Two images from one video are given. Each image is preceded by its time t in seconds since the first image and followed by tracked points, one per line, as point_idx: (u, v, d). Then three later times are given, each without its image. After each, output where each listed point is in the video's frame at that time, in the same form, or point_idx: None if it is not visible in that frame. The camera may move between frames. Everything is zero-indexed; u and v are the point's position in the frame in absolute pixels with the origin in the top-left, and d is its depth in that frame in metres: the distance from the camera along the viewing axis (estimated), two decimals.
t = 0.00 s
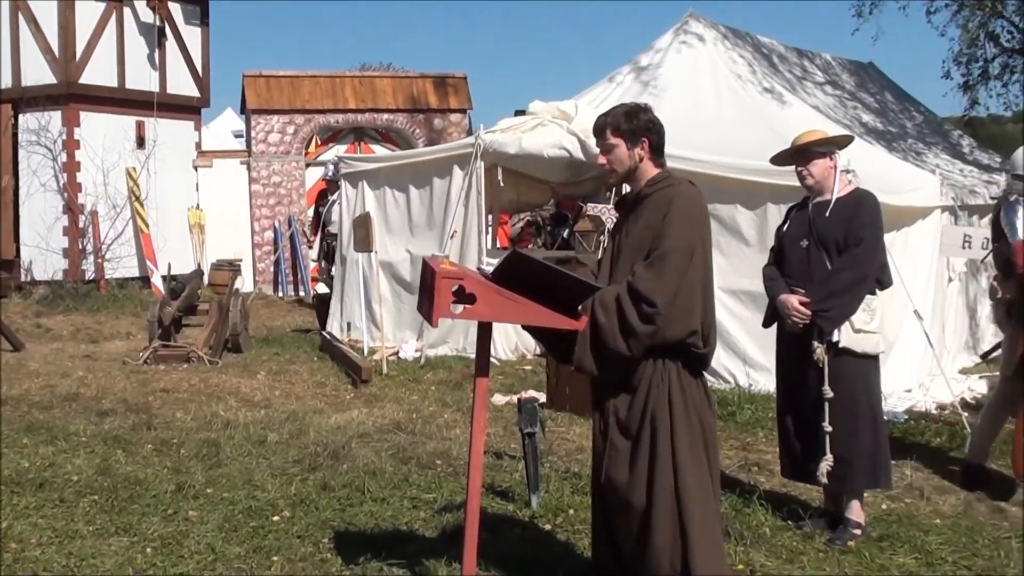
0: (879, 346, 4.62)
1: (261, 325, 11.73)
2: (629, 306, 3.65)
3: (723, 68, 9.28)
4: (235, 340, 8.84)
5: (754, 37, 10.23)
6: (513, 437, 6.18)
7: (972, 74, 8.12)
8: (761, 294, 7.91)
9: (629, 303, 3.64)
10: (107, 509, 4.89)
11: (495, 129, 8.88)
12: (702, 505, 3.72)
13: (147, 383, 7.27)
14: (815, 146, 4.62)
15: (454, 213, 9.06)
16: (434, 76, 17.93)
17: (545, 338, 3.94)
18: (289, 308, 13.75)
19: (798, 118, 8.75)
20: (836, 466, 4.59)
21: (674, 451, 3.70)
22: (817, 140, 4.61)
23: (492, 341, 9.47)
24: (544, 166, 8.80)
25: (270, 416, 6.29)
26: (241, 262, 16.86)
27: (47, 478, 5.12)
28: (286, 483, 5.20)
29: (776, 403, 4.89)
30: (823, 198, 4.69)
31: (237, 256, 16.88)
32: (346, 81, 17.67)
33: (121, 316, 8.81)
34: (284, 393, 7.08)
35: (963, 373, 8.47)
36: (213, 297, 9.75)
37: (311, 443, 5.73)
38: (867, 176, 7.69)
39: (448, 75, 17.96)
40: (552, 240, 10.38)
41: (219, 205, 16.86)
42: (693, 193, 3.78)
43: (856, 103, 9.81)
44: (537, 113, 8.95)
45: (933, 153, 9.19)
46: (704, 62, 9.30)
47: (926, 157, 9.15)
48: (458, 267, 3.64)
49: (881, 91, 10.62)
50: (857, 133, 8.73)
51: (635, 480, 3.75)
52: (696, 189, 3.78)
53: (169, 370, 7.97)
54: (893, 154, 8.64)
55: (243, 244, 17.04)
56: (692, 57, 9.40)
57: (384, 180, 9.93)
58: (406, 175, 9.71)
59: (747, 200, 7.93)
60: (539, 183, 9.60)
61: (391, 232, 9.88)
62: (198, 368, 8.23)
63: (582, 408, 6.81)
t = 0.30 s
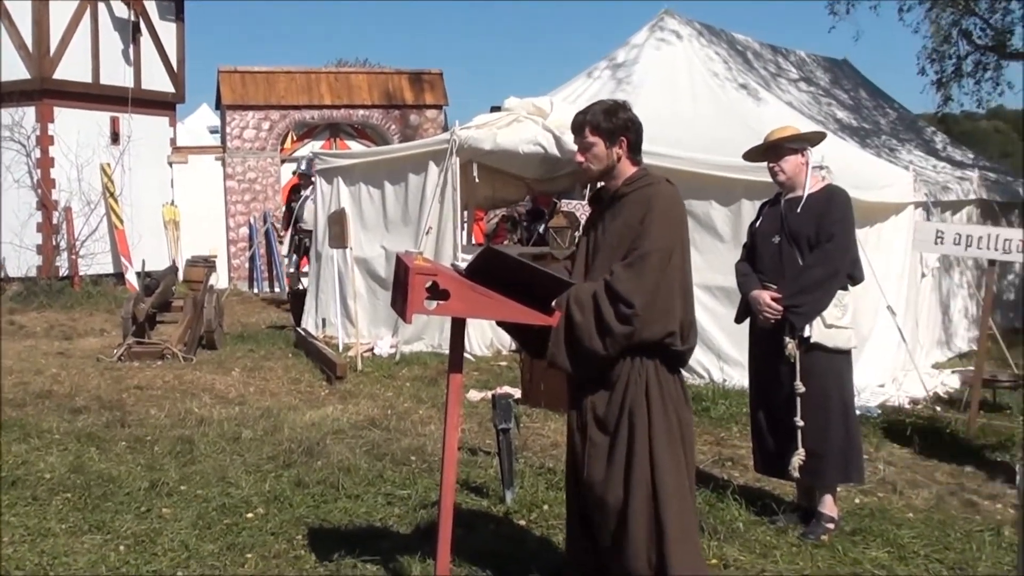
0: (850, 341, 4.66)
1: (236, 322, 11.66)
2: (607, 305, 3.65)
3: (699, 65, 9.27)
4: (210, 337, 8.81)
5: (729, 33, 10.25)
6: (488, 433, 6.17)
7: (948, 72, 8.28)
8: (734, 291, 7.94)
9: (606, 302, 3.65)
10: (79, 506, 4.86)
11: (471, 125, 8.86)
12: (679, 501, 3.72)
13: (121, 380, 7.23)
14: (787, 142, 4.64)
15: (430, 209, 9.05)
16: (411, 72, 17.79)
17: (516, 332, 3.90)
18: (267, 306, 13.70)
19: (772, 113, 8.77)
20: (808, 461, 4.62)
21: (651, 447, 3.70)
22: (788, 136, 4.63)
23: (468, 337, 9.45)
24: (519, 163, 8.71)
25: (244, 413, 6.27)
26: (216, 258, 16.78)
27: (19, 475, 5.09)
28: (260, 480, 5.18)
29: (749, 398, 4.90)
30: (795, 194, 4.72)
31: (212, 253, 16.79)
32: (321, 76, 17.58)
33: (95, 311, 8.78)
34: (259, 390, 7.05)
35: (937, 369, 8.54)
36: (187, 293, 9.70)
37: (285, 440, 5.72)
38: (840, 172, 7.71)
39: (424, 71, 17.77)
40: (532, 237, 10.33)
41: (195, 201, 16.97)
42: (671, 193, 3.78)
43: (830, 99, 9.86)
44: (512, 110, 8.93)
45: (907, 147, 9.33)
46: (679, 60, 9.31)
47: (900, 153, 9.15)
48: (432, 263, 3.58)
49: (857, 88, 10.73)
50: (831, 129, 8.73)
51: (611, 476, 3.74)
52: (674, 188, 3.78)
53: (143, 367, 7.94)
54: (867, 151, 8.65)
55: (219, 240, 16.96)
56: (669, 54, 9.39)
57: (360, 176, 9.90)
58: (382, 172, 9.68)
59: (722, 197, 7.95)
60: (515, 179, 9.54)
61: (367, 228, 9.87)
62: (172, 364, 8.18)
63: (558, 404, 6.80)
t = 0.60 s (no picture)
0: (822, 339, 4.69)
1: (208, 320, 11.60)
2: (580, 301, 3.65)
3: (673, 64, 9.27)
4: (182, 335, 8.78)
5: (703, 33, 10.27)
6: (462, 431, 6.17)
7: (919, 71, 8.44)
8: (706, 289, 7.99)
9: (580, 298, 3.64)
10: (51, 506, 4.83)
11: (444, 123, 8.86)
12: (644, 498, 3.71)
13: (93, 379, 7.20)
14: (760, 141, 4.64)
15: (403, 207, 9.04)
16: (385, 70, 17.74)
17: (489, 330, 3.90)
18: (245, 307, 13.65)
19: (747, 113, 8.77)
20: (777, 457, 4.64)
21: (617, 444, 3.70)
22: (761, 135, 4.63)
23: (442, 336, 9.46)
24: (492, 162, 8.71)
25: (217, 412, 6.25)
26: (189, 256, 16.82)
27: None
28: (234, 479, 5.16)
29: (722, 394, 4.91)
30: (767, 192, 4.74)
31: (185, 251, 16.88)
32: (295, 75, 17.42)
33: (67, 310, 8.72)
34: (232, 389, 7.03)
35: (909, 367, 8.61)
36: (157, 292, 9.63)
37: (258, 439, 5.69)
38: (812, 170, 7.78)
39: (397, 69, 17.66)
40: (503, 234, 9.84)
41: (166, 199, 16.97)
42: (646, 191, 3.78)
43: (802, 98, 9.92)
44: (486, 108, 8.95)
45: (879, 146, 9.47)
46: (652, 58, 9.33)
47: (872, 152, 9.25)
48: (404, 261, 3.57)
49: (829, 87, 10.85)
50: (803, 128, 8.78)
51: (578, 471, 3.75)
52: (648, 186, 3.79)
53: (115, 365, 7.91)
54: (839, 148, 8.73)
55: (191, 238, 17.01)
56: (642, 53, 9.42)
57: (334, 175, 9.89)
58: (355, 169, 9.67)
59: (695, 195, 7.97)
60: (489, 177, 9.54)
61: (341, 226, 9.86)
62: (144, 362, 8.15)
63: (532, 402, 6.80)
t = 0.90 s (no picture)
0: (790, 337, 4.71)
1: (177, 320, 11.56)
2: (549, 297, 3.64)
3: (641, 64, 9.29)
4: (150, 335, 8.74)
5: (672, 32, 10.29)
6: (431, 430, 6.17)
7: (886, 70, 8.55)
8: (674, 287, 8.01)
9: (549, 295, 3.63)
10: (17, 508, 4.79)
11: (413, 122, 8.85)
12: (612, 496, 3.71)
13: (60, 379, 7.16)
14: (728, 140, 4.67)
15: (372, 207, 9.04)
16: (354, 69, 18.19)
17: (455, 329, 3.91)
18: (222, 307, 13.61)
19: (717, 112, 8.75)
20: (745, 455, 4.66)
21: (586, 441, 3.70)
22: (729, 134, 4.65)
23: (411, 335, 9.46)
24: (461, 162, 8.71)
25: (186, 412, 6.22)
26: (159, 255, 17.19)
27: None
28: (202, 479, 5.15)
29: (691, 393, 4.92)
30: (736, 190, 4.75)
31: (154, 251, 17.23)
32: (264, 74, 17.86)
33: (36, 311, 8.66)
34: (201, 389, 7.00)
35: (877, 364, 8.68)
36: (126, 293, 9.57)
37: (227, 439, 5.67)
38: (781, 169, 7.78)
39: (366, 69, 18.17)
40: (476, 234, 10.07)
41: (133, 199, 17.11)
42: (612, 188, 3.78)
43: (770, 98, 9.99)
44: (455, 107, 8.93)
45: (846, 146, 9.55)
46: (619, 58, 9.36)
47: (840, 151, 9.33)
48: (372, 260, 3.56)
49: (797, 87, 10.94)
50: (771, 126, 8.83)
51: (546, 469, 3.75)
52: (614, 183, 3.78)
53: (82, 365, 7.88)
54: (807, 147, 8.81)
55: (161, 238, 17.35)
56: (610, 52, 9.45)
57: (303, 174, 9.86)
58: (324, 169, 9.66)
59: (664, 194, 8.00)
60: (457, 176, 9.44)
61: (310, 225, 9.85)
62: (112, 363, 8.11)
63: (500, 401, 6.81)
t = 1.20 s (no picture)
0: (765, 336, 4.72)
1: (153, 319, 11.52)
2: (524, 293, 3.63)
3: (616, 63, 9.30)
4: (125, 334, 8.72)
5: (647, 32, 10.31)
6: (406, 430, 6.16)
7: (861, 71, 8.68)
8: (650, 287, 8.02)
9: (524, 290, 3.63)
10: None
11: (388, 122, 8.82)
12: (590, 492, 3.67)
13: (35, 378, 7.13)
14: (704, 139, 4.66)
15: (347, 206, 9.02)
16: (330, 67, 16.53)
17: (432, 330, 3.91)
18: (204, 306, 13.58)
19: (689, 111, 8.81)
20: (722, 454, 4.65)
21: (564, 436, 3.66)
22: (705, 133, 4.64)
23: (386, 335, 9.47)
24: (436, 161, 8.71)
25: (160, 411, 6.21)
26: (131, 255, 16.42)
27: None
28: (177, 478, 5.13)
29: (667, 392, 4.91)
30: (711, 190, 4.74)
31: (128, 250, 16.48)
32: (238, 72, 16.30)
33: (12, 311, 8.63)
34: (175, 388, 6.99)
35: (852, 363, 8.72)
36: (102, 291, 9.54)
37: (201, 439, 5.66)
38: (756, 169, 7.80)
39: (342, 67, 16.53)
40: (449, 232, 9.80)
41: (109, 199, 16.59)
42: (582, 183, 3.77)
43: (745, 98, 10.04)
44: (430, 106, 8.89)
45: (821, 146, 9.64)
46: (596, 57, 9.36)
47: (815, 150, 9.41)
48: (346, 260, 3.51)
49: (771, 86, 11.00)
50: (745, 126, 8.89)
51: (524, 464, 3.71)
52: (582, 179, 3.77)
53: (57, 365, 7.86)
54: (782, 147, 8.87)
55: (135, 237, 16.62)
56: (586, 50, 9.44)
57: (278, 173, 9.84)
58: (299, 168, 9.64)
59: (638, 194, 8.01)
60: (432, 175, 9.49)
61: (284, 225, 9.82)
62: (87, 362, 8.10)
63: (476, 400, 6.81)
